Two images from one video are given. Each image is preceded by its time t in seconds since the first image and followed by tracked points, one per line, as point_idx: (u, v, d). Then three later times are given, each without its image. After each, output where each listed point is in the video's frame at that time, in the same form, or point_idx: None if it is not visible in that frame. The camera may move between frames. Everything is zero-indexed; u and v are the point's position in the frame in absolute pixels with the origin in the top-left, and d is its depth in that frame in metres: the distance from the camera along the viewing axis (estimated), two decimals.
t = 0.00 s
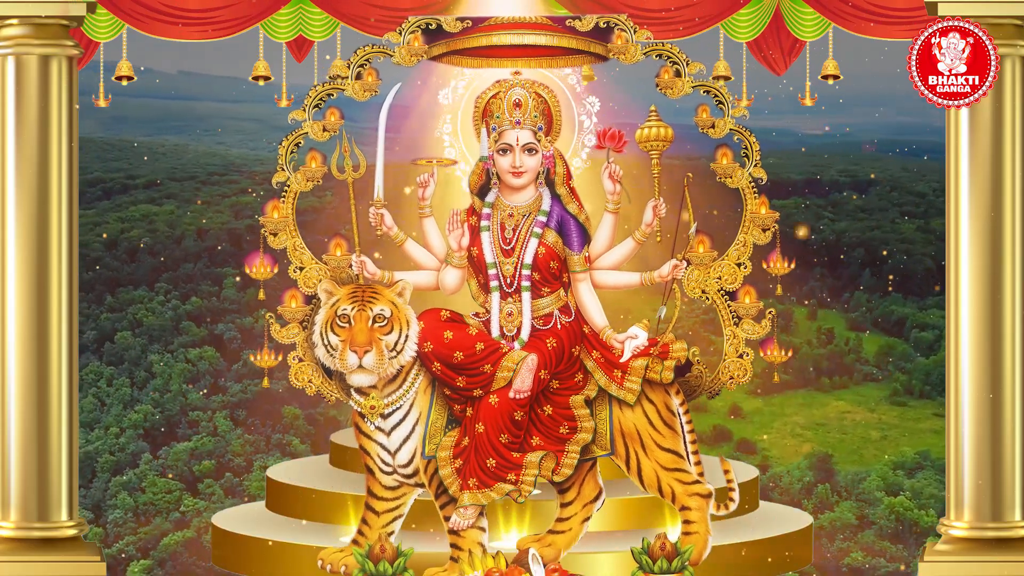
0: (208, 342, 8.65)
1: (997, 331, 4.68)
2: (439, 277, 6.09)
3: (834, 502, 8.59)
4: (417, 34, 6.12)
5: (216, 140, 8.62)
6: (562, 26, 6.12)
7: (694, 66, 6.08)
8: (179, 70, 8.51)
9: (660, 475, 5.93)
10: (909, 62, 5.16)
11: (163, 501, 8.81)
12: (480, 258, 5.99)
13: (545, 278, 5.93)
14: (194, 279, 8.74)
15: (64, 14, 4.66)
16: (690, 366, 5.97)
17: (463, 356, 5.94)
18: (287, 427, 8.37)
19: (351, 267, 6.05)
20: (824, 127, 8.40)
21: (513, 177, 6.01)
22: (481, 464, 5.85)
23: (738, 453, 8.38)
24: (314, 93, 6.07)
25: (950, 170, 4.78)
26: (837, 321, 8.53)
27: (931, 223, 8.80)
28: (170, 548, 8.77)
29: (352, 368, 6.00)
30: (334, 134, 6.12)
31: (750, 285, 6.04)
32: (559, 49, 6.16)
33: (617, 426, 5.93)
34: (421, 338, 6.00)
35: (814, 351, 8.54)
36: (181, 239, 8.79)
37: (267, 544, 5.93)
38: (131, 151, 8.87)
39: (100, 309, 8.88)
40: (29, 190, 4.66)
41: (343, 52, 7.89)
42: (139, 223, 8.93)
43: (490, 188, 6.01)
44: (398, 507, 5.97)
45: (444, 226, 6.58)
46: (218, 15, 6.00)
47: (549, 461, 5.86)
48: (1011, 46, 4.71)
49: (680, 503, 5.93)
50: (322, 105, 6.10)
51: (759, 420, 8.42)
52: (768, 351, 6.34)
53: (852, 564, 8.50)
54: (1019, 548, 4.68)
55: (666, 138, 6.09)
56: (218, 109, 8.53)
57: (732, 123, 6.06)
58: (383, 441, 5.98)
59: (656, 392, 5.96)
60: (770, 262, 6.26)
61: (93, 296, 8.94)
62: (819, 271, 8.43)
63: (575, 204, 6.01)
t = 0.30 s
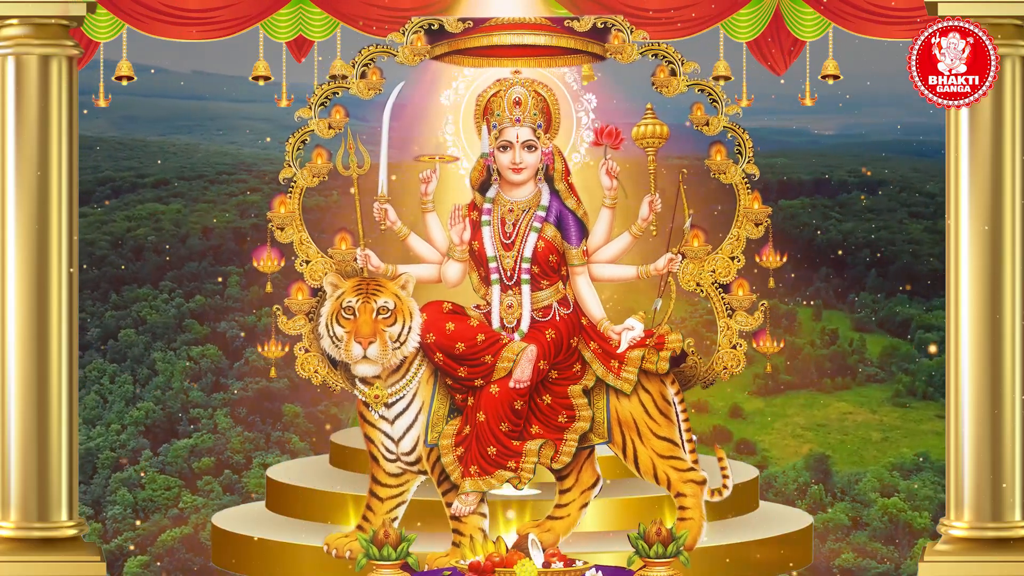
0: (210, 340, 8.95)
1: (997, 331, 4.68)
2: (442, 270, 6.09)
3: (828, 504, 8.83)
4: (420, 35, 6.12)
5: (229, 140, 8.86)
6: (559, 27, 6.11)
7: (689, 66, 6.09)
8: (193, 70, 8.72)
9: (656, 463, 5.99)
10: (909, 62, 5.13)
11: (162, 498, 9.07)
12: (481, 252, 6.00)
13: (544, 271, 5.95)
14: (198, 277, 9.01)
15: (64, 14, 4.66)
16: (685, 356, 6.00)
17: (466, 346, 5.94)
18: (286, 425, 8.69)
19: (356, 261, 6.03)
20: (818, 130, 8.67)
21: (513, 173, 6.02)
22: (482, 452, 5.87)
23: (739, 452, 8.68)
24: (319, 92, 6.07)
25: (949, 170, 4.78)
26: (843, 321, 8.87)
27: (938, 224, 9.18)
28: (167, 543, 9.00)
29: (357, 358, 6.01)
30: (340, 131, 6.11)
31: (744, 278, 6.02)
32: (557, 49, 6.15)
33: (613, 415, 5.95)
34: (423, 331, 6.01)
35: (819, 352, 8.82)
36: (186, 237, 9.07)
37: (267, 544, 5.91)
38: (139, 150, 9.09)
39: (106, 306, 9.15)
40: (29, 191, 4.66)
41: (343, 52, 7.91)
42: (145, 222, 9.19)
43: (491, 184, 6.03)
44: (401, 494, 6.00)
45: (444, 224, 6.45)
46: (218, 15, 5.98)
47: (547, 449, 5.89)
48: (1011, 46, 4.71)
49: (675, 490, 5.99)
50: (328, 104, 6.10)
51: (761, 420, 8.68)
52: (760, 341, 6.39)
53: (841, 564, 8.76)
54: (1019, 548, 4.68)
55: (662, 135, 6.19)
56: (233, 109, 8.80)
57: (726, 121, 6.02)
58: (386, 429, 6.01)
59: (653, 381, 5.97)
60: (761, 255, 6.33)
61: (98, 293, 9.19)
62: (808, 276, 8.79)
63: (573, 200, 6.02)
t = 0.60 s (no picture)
0: (213, 338, 9.06)
1: (997, 331, 4.69)
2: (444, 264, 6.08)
3: (818, 505, 8.92)
4: (423, 35, 6.12)
5: (239, 138, 9.02)
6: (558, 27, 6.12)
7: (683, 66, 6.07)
8: (207, 69, 8.90)
9: (653, 451, 5.91)
10: (909, 62, 5.09)
11: (162, 495, 9.15)
12: (482, 246, 5.99)
13: (543, 264, 5.94)
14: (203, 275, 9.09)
15: (64, 14, 4.66)
16: (680, 347, 6.01)
17: (466, 337, 5.88)
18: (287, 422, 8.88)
19: (360, 254, 6.00)
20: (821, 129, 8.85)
21: (513, 169, 6.01)
22: (483, 440, 5.82)
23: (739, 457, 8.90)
24: (324, 91, 6.07)
25: (950, 170, 4.78)
26: (847, 321, 8.96)
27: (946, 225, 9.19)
28: (166, 540, 9.18)
29: (362, 349, 5.96)
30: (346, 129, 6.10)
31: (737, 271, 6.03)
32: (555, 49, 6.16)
33: (611, 404, 5.92)
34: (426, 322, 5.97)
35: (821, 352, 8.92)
36: (192, 236, 9.13)
37: (268, 544, 5.90)
38: (150, 149, 9.16)
39: (111, 304, 9.18)
40: (29, 191, 4.66)
41: (343, 52, 8.00)
42: (152, 220, 9.19)
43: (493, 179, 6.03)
44: (406, 480, 5.92)
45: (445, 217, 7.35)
46: (218, 15, 5.97)
47: (547, 437, 5.86)
48: (1011, 46, 4.72)
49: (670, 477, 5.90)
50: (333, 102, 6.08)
51: (762, 421, 8.88)
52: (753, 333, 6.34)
53: (833, 565, 8.93)
54: (1019, 548, 4.68)
55: (658, 133, 6.04)
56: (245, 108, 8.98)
57: (719, 118, 6.02)
58: (389, 418, 5.94)
59: (649, 370, 5.94)
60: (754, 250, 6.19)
61: (103, 291, 9.20)
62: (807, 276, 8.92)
63: (571, 195, 6.04)
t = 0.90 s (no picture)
0: (216, 336, 9.36)
1: (997, 330, 4.68)
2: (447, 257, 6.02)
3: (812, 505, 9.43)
4: (426, 35, 6.09)
5: (250, 138, 9.36)
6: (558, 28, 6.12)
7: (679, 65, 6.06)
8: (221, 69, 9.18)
9: (648, 439, 5.92)
10: (909, 61, 5.09)
11: (160, 490, 9.40)
12: (483, 240, 5.94)
13: (542, 257, 5.92)
14: (207, 273, 9.38)
15: (64, 14, 4.66)
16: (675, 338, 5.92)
17: (467, 327, 5.92)
18: (288, 421, 9.18)
19: (366, 247, 5.88)
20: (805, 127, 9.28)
21: (513, 165, 5.96)
22: (484, 428, 5.83)
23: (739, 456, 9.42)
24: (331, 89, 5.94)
25: (950, 169, 4.78)
26: (851, 321, 9.53)
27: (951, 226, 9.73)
28: (165, 535, 9.42)
29: (366, 339, 5.90)
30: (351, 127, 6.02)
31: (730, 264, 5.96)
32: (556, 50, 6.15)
33: (607, 394, 5.91)
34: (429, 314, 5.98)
35: (824, 352, 9.45)
36: (197, 234, 9.44)
37: (268, 544, 5.90)
38: (161, 148, 9.47)
39: (116, 302, 9.46)
40: (29, 191, 4.66)
41: (343, 52, 8.04)
42: (158, 219, 9.50)
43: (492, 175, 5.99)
44: (408, 467, 5.93)
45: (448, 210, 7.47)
46: (218, 15, 5.96)
47: (547, 425, 5.87)
48: (1011, 46, 4.71)
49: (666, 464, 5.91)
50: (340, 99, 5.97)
51: (762, 421, 9.38)
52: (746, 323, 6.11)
53: (826, 564, 9.47)
54: (1019, 548, 4.67)
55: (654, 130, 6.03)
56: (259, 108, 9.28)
57: (714, 116, 5.96)
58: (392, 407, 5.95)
59: (644, 360, 5.93)
60: (746, 243, 6.01)
61: (109, 289, 9.50)
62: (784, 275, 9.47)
63: (570, 190, 5.99)
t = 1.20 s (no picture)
0: (219, 333, 9.52)
1: (997, 330, 4.55)
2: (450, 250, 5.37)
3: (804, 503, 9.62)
4: (428, 35, 5.79)
5: (263, 137, 9.58)
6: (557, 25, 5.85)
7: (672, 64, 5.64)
8: (234, 69, 9.43)
9: (642, 428, 5.17)
10: (909, 62, 4.88)
11: (160, 487, 9.44)
12: (484, 233, 5.31)
13: (542, 252, 5.28)
14: (212, 271, 9.56)
15: (64, 14, 4.53)
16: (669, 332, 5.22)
17: (467, 313, 5.26)
18: (288, 418, 9.41)
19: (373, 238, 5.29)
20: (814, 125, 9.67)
21: (512, 161, 5.30)
22: (484, 416, 5.17)
23: (739, 453, 9.71)
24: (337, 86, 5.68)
25: (950, 170, 4.65)
26: (855, 321, 9.87)
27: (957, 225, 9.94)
28: (162, 531, 9.45)
29: (370, 331, 5.18)
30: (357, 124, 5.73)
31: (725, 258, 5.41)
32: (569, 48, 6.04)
33: (603, 382, 5.17)
34: (433, 306, 5.26)
35: (826, 352, 9.81)
36: (202, 232, 9.62)
37: (268, 544, 5.82)
38: (174, 147, 9.67)
39: (120, 299, 9.57)
40: (29, 191, 4.54)
41: (343, 52, 8.09)
42: (165, 217, 9.67)
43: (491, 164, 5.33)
44: (412, 454, 5.21)
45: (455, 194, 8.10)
46: (217, 15, 5.93)
47: (545, 412, 5.16)
48: (1011, 46, 4.55)
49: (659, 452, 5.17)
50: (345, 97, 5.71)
51: (763, 422, 9.78)
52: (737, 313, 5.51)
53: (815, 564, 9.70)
54: (1021, 548, 4.52)
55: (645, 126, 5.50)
56: (271, 107, 9.52)
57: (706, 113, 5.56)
58: (396, 394, 5.18)
59: (639, 349, 5.17)
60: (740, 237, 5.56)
61: (114, 287, 9.59)
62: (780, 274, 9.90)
63: (567, 185, 5.36)
